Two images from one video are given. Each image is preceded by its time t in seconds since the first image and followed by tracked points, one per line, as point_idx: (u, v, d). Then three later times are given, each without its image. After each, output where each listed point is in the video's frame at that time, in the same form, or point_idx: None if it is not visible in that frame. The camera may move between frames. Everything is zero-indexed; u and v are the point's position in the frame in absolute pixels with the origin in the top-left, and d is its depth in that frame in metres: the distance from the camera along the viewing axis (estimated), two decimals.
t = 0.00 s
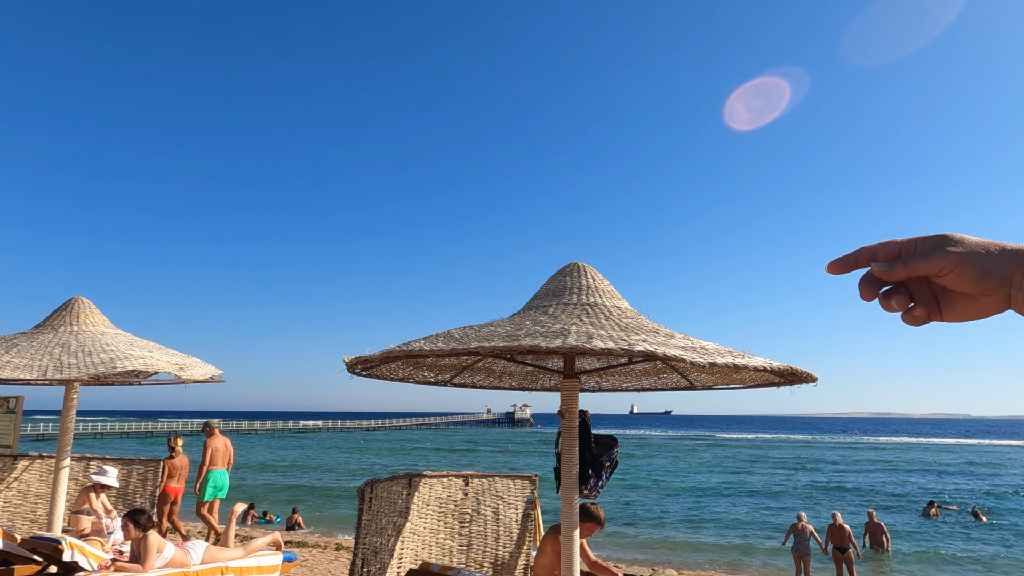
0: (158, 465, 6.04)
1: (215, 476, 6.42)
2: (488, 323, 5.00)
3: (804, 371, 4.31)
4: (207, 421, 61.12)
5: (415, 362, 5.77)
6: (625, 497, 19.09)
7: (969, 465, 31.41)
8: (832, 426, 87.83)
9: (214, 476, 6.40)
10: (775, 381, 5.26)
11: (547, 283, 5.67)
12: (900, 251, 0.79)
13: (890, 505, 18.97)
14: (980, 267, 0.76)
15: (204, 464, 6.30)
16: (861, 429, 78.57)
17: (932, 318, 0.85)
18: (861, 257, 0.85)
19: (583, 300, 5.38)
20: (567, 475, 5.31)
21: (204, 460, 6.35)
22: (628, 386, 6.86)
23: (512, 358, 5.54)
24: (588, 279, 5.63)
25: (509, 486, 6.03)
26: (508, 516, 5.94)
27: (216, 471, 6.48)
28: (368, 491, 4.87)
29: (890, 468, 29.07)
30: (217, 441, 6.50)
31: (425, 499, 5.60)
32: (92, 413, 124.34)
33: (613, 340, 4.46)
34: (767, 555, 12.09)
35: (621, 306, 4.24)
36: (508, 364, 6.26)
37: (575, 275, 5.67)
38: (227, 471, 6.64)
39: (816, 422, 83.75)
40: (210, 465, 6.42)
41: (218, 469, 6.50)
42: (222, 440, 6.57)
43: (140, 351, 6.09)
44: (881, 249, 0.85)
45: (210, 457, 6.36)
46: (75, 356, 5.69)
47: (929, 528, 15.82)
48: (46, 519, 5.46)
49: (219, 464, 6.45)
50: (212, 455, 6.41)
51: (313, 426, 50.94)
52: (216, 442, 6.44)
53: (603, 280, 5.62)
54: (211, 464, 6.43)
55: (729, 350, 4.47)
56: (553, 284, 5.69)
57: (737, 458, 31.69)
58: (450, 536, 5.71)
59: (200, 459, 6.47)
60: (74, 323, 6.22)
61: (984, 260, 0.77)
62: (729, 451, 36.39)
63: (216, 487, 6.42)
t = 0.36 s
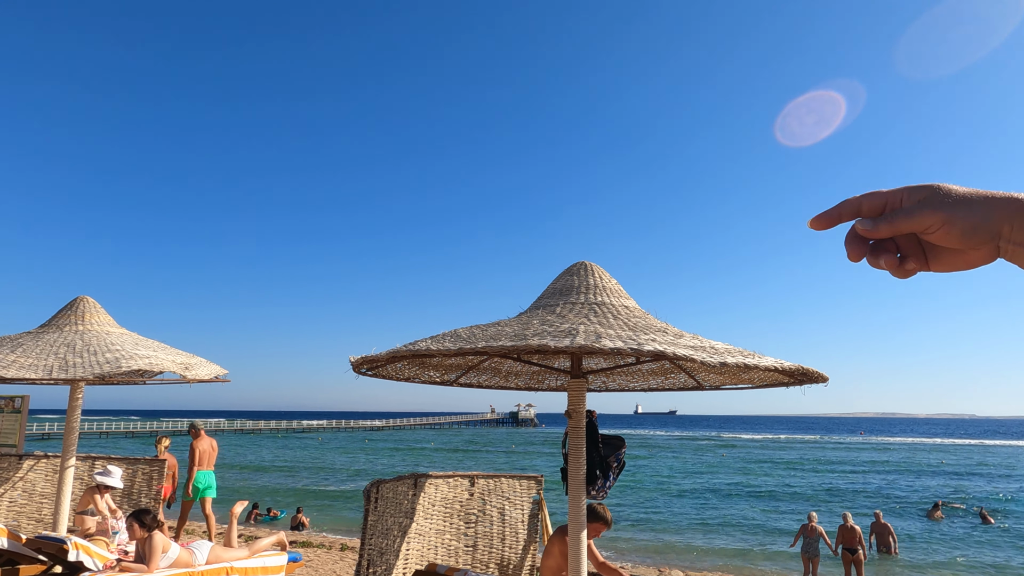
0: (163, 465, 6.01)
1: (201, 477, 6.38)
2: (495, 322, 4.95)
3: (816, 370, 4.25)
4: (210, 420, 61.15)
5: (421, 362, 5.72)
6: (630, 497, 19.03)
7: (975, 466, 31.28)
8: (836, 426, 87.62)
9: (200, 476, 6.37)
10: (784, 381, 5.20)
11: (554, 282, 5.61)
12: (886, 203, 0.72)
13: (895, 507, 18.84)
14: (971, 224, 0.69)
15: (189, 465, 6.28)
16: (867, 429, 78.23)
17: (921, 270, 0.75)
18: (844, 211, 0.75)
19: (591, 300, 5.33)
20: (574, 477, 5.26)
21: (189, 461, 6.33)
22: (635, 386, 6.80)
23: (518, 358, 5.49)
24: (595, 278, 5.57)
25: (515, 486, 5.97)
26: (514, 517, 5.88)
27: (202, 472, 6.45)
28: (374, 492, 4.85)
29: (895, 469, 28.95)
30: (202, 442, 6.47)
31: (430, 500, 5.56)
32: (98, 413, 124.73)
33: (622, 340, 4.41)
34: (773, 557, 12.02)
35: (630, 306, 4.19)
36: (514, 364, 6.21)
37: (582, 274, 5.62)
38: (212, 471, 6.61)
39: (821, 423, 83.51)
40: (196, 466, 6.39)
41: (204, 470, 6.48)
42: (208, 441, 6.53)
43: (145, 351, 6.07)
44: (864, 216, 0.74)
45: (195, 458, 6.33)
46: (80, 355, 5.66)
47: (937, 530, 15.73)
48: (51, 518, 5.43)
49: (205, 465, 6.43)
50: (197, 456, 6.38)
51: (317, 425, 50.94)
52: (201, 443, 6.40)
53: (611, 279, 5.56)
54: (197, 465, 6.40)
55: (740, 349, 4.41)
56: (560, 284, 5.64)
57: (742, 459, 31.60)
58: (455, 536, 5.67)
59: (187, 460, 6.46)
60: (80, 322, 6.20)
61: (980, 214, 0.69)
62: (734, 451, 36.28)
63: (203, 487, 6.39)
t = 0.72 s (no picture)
0: (184, 465, 6.00)
1: (202, 471, 6.47)
2: (519, 321, 4.86)
3: (851, 370, 4.12)
4: (230, 419, 61.75)
5: (443, 361, 5.65)
6: (650, 498, 18.85)
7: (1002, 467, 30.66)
8: (857, 425, 86.55)
9: (202, 471, 6.46)
10: (815, 380, 5.06)
11: (578, 279, 5.50)
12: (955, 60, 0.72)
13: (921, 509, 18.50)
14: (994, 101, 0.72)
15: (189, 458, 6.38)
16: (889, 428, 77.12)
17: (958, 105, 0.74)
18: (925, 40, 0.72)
19: (616, 298, 5.22)
20: (599, 478, 5.15)
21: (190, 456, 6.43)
22: (659, 385, 6.67)
23: (541, 356, 5.40)
24: (620, 275, 5.46)
25: (537, 487, 5.88)
26: (535, 517, 5.79)
27: (203, 468, 6.54)
28: (396, 493, 4.76)
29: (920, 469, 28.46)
30: (202, 438, 6.57)
31: (451, 500, 5.49)
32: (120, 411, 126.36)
33: (650, 338, 4.30)
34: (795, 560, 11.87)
35: (659, 303, 4.08)
36: (536, 363, 6.12)
37: (606, 270, 5.50)
38: (215, 466, 6.70)
39: (841, 423, 82.40)
40: (197, 460, 6.48)
41: (205, 465, 6.57)
42: (206, 438, 6.64)
43: (167, 350, 6.06)
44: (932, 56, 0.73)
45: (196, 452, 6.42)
46: (103, 355, 5.65)
47: (965, 533, 15.40)
48: (75, 517, 5.43)
49: (205, 460, 6.52)
50: (198, 451, 6.49)
51: (335, 425, 51.25)
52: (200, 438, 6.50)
53: (636, 276, 5.45)
54: (198, 460, 6.49)
55: (772, 348, 4.28)
56: (584, 281, 5.53)
57: (762, 459, 31.24)
58: (477, 537, 5.59)
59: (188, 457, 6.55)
60: (102, 322, 6.20)
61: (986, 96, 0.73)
62: (753, 451, 35.89)
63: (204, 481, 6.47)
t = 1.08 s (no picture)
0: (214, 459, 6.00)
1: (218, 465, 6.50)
2: (551, 313, 4.76)
3: (901, 362, 3.94)
4: (257, 415, 62.52)
5: (472, 355, 5.56)
6: (677, 497, 18.61)
7: None
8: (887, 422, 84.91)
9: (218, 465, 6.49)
10: (858, 373, 4.89)
11: (610, 271, 5.38)
12: None
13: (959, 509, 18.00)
14: None
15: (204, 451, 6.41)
16: (921, 425, 75.51)
17: None
18: None
19: (650, 289, 5.09)
20: (633, 474, 5.03)
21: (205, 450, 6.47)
22: (691, 379, 6.53)
23: (573, 350, 5.29)
24: (654, 266, 5.33)
25: (567, 483, 5.78)
26: (566, 514, 5.70)
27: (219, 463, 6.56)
28: (426, 488, 4.68)
29: (955, 468, 27.80)
30: (217, 434, 6.60)
31: (481, 496, 5.40)
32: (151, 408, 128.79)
33: (689, 330, 4.17)
34: (829, 560, 11.60)
35: (698, 294, 3.95)
36: (566, 357, 6.02)
37: (639, 262, 5.38)
38: (230, 461, 6.77)
39: (870, 420, 80.89)
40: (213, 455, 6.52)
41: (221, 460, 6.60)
42: (221, 433, 6.67)
43: (197, 346, 6.06)
44: None
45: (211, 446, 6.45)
46: (135, 351, 5.67)
47: (1006, 533, 14.96)
48: (109, 511, 5.46)
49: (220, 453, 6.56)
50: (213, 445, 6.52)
51: (360, 421, 51.55)
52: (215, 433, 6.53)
53: (670, 268, 5.31)
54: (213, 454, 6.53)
55: (816, 340, 4.12)
56: (616, 273, 5.41)
57: (791, 457, 30.73)
58: (507, 533, 5.50)
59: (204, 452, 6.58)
60: (134, 318, 6.23)
61: None
62: (781, 448, 35.34)
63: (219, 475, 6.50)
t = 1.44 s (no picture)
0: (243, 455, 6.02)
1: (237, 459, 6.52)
2: (581, 307, 4.67)
3: (947, 357, 3.79)
4: (284, 410, 63.28)
5: (499, 351, 5.50)
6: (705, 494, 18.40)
7: None
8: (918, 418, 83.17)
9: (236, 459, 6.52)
10: (898, 368, 4.73)
11: (639, 264, 5.28)
12: None
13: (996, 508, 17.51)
14: None
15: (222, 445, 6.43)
16: (953, 420, 73.89)
17: None
18: None
19: (680, 283, 4.97)
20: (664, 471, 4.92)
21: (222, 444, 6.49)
22: (722, 375, 6.39)
23: (601, 345, 5.19)
24: (684, 259, 5.21)
25: (594, 480, 5.69)
26: (593, 511, 5.61)
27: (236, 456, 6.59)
28: (454, 485, 4.61)
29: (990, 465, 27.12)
30: (233, 428, 6.62)
31: (508, 493, 5.33)
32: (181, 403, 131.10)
33: (723, 324, 4.05)
34: (862, 560, 11.34)
35: (734, 287, 3.83)
36: (594, 353, 5.93)
37: (669, 255, 5.26)
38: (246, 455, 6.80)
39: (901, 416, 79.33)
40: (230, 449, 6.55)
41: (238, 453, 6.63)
42: (237, 428, 6.69)
43: (225, 342, 6.09)
44: None
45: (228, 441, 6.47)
46: (165, 348, 5.70)
47: None
48: (142, 505, 5.51)
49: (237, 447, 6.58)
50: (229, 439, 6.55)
51: (384, 417, 51.87)
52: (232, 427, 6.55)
53: (701, 261, 5.19)
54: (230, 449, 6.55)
55: (857, 334, 3.98)
56: (645, 266, 5.30)
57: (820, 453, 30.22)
58: (534, 530, 5.44)
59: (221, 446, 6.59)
60: (163, 316, 6.28)
61: None
62: (810, 444, 34.78)
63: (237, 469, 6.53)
